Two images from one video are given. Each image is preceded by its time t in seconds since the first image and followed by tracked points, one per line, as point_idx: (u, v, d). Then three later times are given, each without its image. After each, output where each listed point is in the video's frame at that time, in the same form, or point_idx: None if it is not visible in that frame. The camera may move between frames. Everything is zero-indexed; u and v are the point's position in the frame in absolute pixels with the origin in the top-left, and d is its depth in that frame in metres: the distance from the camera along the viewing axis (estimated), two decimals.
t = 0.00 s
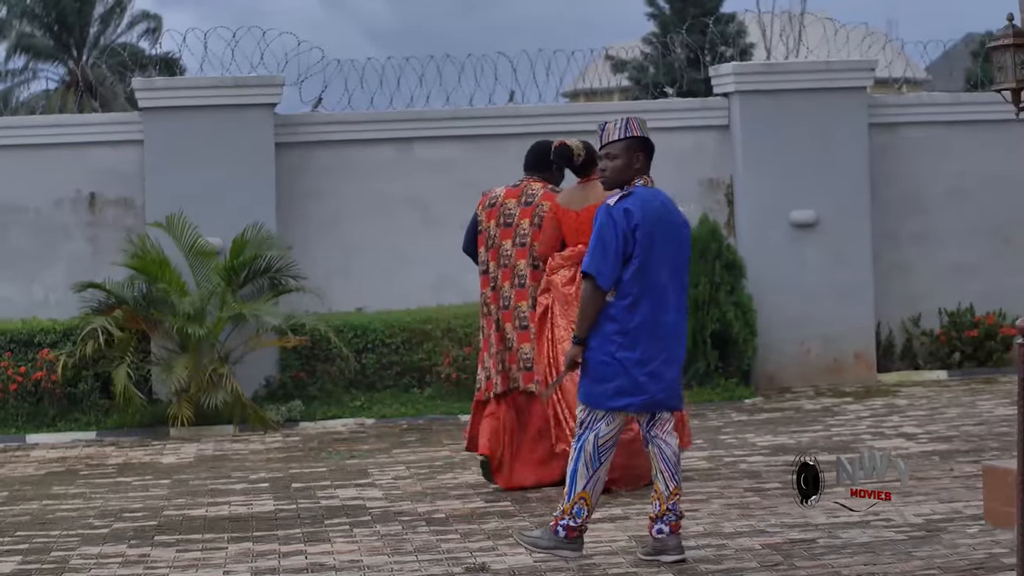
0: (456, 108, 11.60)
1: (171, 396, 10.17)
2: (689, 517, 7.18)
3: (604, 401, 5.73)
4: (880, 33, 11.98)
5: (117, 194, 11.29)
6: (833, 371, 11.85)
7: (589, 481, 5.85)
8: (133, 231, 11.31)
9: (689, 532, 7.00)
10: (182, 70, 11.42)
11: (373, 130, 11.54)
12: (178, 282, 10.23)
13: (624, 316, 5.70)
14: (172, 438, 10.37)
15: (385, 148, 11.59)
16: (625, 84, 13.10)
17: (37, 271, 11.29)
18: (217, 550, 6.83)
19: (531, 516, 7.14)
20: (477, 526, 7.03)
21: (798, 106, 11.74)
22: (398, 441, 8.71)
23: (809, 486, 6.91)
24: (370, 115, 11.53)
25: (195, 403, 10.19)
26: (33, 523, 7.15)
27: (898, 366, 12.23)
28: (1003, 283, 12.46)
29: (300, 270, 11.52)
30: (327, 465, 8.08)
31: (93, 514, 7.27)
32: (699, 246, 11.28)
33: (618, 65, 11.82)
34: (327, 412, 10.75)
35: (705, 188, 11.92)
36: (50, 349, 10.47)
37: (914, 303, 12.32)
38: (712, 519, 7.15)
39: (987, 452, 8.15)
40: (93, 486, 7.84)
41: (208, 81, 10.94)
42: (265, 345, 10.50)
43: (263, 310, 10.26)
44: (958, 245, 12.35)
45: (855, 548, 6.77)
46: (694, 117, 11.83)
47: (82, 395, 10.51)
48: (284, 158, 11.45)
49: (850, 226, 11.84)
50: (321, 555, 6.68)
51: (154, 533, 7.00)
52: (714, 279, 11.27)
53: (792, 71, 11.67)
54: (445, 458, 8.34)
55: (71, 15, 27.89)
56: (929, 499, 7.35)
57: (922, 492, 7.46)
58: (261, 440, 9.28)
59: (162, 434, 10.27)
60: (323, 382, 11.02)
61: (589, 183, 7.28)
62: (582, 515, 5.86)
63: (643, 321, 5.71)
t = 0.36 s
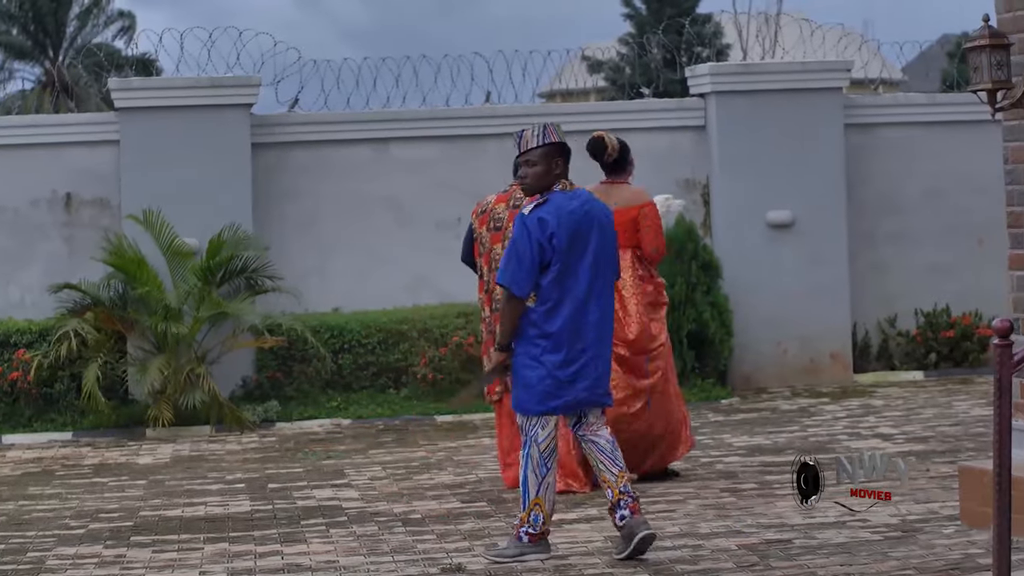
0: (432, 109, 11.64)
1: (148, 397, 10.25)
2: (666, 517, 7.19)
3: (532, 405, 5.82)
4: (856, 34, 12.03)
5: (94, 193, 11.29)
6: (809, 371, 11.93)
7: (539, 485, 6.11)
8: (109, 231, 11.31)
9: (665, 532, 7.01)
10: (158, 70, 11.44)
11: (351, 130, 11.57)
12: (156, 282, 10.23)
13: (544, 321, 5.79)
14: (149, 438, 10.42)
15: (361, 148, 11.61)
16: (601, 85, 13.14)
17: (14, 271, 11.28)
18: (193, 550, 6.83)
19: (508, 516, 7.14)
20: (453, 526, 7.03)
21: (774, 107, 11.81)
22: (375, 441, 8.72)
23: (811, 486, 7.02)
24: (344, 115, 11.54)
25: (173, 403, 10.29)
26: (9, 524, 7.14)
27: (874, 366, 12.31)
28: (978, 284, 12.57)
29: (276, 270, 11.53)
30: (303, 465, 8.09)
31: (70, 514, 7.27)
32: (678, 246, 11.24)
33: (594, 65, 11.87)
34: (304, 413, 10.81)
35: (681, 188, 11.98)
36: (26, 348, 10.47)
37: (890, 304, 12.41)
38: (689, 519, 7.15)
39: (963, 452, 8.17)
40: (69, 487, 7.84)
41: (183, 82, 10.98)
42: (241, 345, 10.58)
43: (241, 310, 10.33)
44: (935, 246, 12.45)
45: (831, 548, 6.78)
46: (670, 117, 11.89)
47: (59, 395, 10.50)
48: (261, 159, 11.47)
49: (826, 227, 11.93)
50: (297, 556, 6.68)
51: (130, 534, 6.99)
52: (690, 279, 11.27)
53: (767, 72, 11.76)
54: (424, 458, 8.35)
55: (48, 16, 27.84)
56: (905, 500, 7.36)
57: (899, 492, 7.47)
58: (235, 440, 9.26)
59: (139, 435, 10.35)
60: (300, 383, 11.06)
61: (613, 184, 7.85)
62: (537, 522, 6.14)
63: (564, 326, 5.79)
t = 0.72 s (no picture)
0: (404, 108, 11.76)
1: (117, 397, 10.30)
2: (635, 516, 7.19)
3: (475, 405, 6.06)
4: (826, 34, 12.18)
5: (63, 193, 11.28)
6: (779, 370, 12.15)
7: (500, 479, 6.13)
8: (77, 231, 11.30)
9: (634, 532, 7.02)
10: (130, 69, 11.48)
11: (322, 130, 11.69)
12: (125, 282, 10.34)
13: (478, 320, 6.03)
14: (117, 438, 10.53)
15: (331, 148, 11.71)
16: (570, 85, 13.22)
17: None
18: (162, 550, 6.83)
19: (477, 516, 7.16)
20: (422, 527, 7.04)
21: (742, 108, 12.01)
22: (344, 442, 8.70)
23: (810, 485, 7.03)
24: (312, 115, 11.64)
25: (143, 403, 10.35)
26: None
27: (844, 366, 12.50)
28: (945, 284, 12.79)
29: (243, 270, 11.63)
30: (273, 465, 8.08)
31: (38, 515, 7.26)
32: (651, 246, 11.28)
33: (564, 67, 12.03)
34: (272, 413, 10.88)
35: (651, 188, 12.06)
36: None
37: (859, 304, 12.62)
38: (659, 518, 7.16)
39: (932, 451, 8.20)
40: (37, 487, 7.83)
41: (153, 81, 11.04)
42: (211, 345, 10.65)
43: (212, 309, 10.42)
44: (904, 247, 12.65)
45: (800, 548, 6.79)
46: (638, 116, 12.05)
47: (28, 395, 10.65)
48: (229, 159, 11.55)
49: (794, 227, 12.15)
50: (266, 556, 6.68)
51: (99, 534, 6.99)
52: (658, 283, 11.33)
53: (736, 72, 11.94)
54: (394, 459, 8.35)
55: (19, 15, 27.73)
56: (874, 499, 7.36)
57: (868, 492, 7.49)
58: (204, 440, 9.27)
59: (108, 435, 10.41)
60: (268, 382, 11.13)
61: (618, 180, 8.27)
62: (505, 518, 6.17)
63: (500, 324, 6.03)
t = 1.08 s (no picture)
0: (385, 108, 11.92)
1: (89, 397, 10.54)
2: (608, 515, 7.20)
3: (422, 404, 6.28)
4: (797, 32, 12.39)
5: (37, 192, 11.33)
6: (753, 370, 12.50)
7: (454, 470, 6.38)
8: (50, 230, 11.36)
9: (609, 531, 7.03)
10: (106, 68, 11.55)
11: (299, 129, 11.82)
12: (96, 282, 10.54)
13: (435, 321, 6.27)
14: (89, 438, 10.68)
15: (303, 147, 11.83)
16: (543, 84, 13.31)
17: None
18: (135, 550, 6.82)
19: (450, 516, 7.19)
20: (396, 525, 7.06)
21: (717, 107, 12.32)
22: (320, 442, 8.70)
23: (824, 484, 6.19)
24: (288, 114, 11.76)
25: (113, 404, 10.54)
26: None
27: (817, 365, 12.79)
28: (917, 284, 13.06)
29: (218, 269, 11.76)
30: (246, 464, 8.08)
31: (11, 514, 7.25)
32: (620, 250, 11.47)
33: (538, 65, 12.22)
34: (245, 413, 11.15)
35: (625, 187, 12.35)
36: None
37: (832, 304, 12.90)
38: (632, 518, 7.17)
39: (904, 451, 8.23)
40: (10, 486, 7.82)
41: (126, 79, 11.17)
42: (184, 344, 10.87)
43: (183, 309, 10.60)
44: (877, 247, 12.96)
45: (773, 547, 6.80)
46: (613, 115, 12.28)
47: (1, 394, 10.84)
48: (203, 158, 11.68)
49: (766, 226, 12.49)
50: (240, 555, 6.69)
51: (73, 533, 6.98)
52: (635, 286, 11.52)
53: (710, 71, 12.23)
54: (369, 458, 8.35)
55: None
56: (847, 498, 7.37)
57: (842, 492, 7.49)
58: (177, 438, 9.30)
59: (80, 434, 10.66)
60: (242, 382, 11.41)
61: (614, 181, 8.54)
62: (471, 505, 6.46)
63: (454, 327, 6.29)
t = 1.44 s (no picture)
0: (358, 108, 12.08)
1: (58, 396, 10.64)
2: (580, 515, 7.20)
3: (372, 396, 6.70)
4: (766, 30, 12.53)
5: (8, 191, 11.39)
6: (723, 368, 12.57)
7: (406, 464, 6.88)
8: (21, 229, 11.43)
9: (580, 530, 7.03)
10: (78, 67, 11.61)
11: (271, 127, 11.98)
12: (66, 281, 10.67)
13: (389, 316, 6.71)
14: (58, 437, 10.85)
15: (275, 147, 12.00)
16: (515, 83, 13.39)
17: None
18: (106, 549, 6.81)
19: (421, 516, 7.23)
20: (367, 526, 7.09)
21: (690, 107, 12.42)
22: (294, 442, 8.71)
23: (811, 484, 5.53)
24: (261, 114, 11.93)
25: (83, 403, 10.66)
26: None
27: (788, 365, 12.89)
28: (887, 283, 13.18)
29: (189, 268, 11.89)
30: (217, 464, 8.08)
31: None
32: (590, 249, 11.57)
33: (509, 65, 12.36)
34: (216, 412, 11.17)
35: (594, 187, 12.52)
36: None
37: (803, 303, 12.99)
38: (604, 517, 7.17)
39: (876, 450, 8.26)
40: None
41: (98, 78, 11.28)
42: (156, 343, 10.98)
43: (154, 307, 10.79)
44: (848, 247, 13.06)
45: (744, 547, 6.80)
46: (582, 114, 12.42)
47: None
48: (175, 156, 11.81)
49: (737, 226, 12.58)
50: (211, 554, 6.69)
51: (43, 533, 6.98)
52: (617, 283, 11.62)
53: (680, 71, 12.33)
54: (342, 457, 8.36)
55: None
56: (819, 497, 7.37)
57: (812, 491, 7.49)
58: (148, 438, 9.32)
59: (51, 434, 10.76)
60: (213, 382, 11.38)
61: (601, 178, 8.90)
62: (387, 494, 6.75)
63: (407, 324, 6.73)
